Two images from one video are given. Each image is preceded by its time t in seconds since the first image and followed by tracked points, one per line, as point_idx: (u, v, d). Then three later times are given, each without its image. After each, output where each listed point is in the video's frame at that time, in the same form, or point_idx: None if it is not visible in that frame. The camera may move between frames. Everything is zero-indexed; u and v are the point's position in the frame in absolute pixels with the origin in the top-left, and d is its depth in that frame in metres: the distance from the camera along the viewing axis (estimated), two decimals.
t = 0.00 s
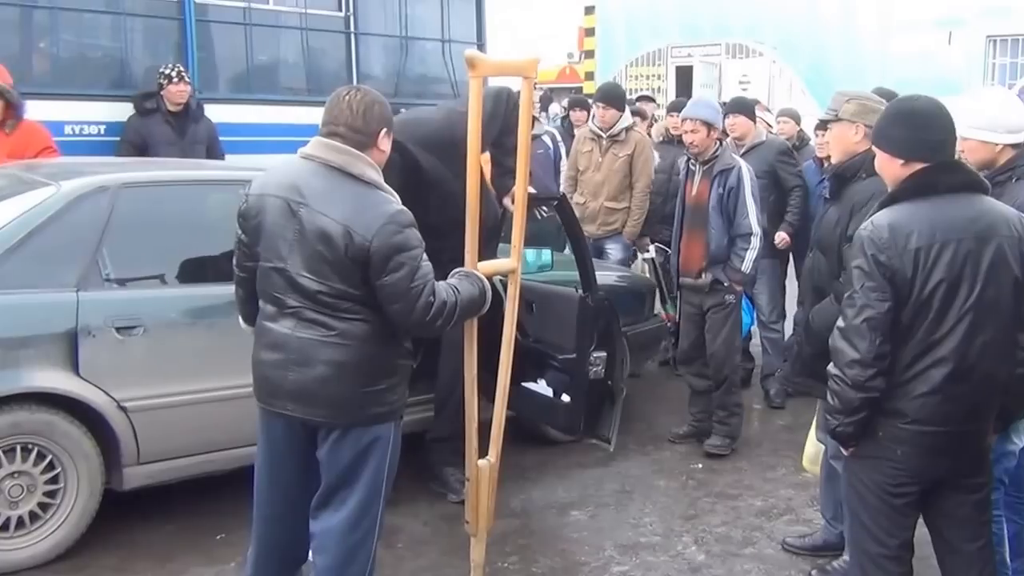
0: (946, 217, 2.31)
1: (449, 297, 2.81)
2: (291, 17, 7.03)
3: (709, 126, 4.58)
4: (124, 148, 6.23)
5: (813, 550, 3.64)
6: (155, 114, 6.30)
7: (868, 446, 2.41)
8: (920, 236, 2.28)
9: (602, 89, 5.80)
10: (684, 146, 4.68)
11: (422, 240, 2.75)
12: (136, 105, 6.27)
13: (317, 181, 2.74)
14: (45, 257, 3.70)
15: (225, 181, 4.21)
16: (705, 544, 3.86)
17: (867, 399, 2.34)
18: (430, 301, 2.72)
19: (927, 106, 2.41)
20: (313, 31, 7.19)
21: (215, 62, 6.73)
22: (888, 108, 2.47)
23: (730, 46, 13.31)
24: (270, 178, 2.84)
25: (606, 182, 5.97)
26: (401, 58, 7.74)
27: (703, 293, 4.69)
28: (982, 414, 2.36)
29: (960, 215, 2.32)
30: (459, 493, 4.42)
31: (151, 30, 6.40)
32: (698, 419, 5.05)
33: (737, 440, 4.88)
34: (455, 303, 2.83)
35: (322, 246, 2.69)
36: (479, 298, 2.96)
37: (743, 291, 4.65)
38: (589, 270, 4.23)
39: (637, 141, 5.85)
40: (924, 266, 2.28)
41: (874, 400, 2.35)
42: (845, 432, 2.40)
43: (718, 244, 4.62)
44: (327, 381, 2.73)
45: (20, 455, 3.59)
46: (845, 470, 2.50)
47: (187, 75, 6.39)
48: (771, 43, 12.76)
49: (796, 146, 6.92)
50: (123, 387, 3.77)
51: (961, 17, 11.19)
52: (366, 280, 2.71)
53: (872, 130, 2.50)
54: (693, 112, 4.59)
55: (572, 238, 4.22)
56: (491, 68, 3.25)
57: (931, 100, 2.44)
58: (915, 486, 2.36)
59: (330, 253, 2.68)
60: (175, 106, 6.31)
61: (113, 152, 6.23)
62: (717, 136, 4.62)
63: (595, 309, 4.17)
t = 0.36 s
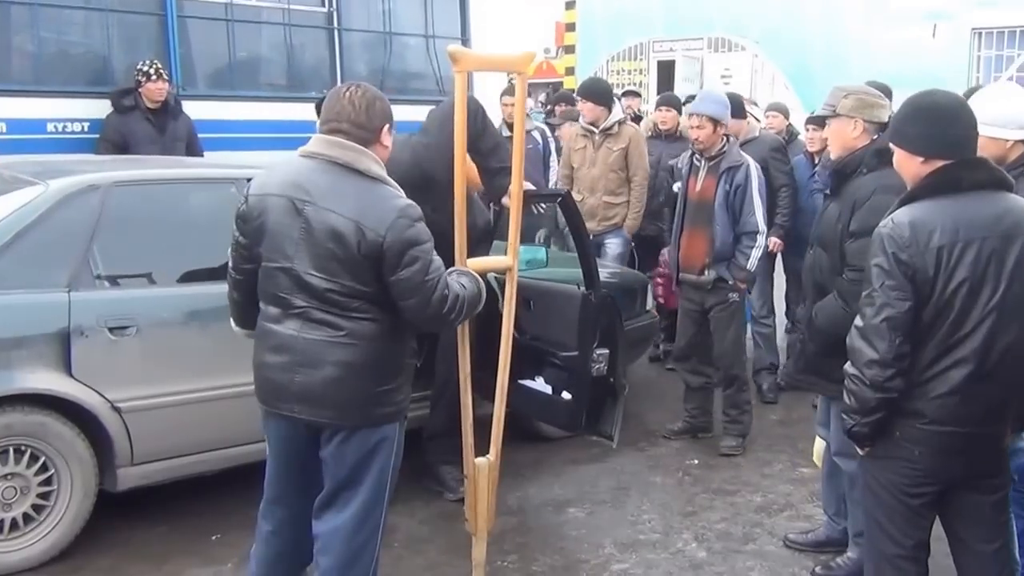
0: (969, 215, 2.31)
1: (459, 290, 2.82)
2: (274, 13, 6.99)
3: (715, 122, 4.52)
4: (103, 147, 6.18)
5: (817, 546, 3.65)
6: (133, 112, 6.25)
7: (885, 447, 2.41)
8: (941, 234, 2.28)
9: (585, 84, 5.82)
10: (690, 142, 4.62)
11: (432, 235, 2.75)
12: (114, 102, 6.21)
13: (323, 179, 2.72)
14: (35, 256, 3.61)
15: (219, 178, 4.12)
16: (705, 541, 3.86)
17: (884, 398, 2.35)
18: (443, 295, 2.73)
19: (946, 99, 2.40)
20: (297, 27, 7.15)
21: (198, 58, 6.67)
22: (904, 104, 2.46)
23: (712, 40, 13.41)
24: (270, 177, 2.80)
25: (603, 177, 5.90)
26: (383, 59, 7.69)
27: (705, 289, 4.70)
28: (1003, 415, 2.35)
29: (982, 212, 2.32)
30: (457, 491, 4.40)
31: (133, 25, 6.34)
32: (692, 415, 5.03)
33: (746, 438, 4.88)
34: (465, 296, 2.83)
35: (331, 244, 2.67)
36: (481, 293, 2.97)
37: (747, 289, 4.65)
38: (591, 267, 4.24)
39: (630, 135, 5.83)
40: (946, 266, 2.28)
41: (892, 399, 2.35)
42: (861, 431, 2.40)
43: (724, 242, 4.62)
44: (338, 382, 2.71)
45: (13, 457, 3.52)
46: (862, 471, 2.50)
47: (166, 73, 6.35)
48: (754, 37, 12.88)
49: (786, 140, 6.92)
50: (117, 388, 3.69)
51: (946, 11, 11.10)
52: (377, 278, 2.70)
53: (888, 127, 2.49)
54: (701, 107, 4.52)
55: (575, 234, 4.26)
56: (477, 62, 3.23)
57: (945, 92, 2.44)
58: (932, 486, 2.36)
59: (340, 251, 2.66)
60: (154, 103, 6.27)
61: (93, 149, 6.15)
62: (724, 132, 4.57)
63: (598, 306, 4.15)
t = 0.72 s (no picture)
0: (996, 206, 2.31)
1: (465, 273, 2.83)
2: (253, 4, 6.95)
3: (730, 116, 4.49)
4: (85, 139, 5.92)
5: (813, 537, 3.69)
6: (115, 103, 5.99)
7: (903, 439, 2.41)
8: (967, 224, 2.28)
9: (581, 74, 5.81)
10: (703, 136, 4.59)
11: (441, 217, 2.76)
12: (96, 93, 5.98)
13: (331, 165, 2.71)
14: (26, 249, 3.56)
15: (208, 171, 4.07)
16: (702, 532, 3.89)
17: (906, 390, 2.34)
18: (453, 276, 2.74)
19: (959, 85, 2.43)
20: (276, 17, 7.13)
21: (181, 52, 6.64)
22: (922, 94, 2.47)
23: (688, 31, 13.45)
24: (274, 166, 2.78)
25: (600, 168, 5.89)
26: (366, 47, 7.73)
27: (719, 286, 4.65)
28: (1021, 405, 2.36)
29: (1008, 202, 2.34)
30: (451, 483, 4.40)
31: (114, 15, 6.28)
32: (683, 408, 5.05)
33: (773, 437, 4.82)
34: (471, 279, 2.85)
35: (341, 229, 2.65)
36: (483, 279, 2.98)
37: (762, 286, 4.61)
38: (586, 258, 4.20)
39: (629, 124, 5.81)
40: (971, 257, 2.28)
41: (913, 391, 2.35)
42: (880, 423, 2.41)
43: (740, 239, 4.57)
44: (345, 369, 2.69)
45: (6, 452, 3.48)
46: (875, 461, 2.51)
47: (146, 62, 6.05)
48: (732, 26, 12.87)
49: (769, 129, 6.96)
50: (110, 383, 3.65)
51: None
52: (385, 262, 2.69)
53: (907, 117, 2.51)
54: (714, 100, 4.48)
55: (572, 225, 4.15)
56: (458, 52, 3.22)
57: (956, 81, 2.47)
58: (948, 477, 2.37)
59: (350, 235, 2.65)
60: (134, 95, 5.99)
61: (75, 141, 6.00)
62: (738, 126, 4.54)
63: (594, 298, 4.16)
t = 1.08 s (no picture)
0: (1010, 191, 2.40)
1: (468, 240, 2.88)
2: None
3: (747, 104, 4.55)
4: (67, 122, 5.83)
5: (803, 520, 3.82)
6: (98, 87, 5.92)
7: (912, 421, 2.48)
8: (984, 210, 2.36)
9: (596, 60, 5.81)
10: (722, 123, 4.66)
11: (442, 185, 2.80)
12: (80, 76, 5.93)
13: (333, 141, 2.73)
14: (17, 235, 3.52)
15: (198, 156, 4.05)
16: (692, 516, 3.96)
17: (920, 373, 2.41)
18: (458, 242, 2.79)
19: (953, 69, 2.51)
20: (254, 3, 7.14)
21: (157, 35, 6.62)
22: (929, 82, 2.53)
23: (656, 15, 13.68)
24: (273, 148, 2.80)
25: (606, 157, 5.92)
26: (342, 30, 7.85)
27: (732, 275, 4.72)
28: None
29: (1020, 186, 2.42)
30: (439, 470, 4.41)
31: None
32: (684, 395, 5.05)
33: (755, 424, 4.89)
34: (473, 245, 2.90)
35: (349, 201, 2.69)
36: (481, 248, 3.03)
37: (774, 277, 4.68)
38: (579, 243, 4.25)
39: (638, 114, 5.81)
40: (988, 242, 2.36)
41: (926, 374, 2.42)
42: (892, 407, 2.47)
43: (757, 228, 4.62)
44: (358, 341, 2.72)
45: None
46: (883, 443, 2.58)
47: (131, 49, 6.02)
48: (698, 11, 13.21)
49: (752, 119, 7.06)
50: (103, 369, 3.62)
51: None
52: (391, 231, 2.72)
53: (917, 105, 2.56)
54: (730, 87, 4.54)
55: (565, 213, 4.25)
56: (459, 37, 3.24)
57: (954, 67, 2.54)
58: (958, 457, 2.44)
59: (358, 207, 2.69)
60: (119, 79, 5.93)
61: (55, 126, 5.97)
62: (755, 114, 4.59)
63: (585, 283, 4.18)
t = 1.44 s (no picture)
0: (1002, 177, 2.46)
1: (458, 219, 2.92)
2: None
3: (723, 89, 4.62)
4: (46, 108, 5.91)
5: (789, 505, 3.93)
6: (80, 72, 5.97)
7: (908, 406, 2.55)
8: (977, 196, 2.42)
9: (586, 47, 5.83)
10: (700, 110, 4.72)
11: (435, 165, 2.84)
12: (61, 61, 5.96)
13: (331, 122, 2.74)
14: (5, 221, 3.49)
15: (184, 142, 4.02)
16: (679, 502, 4.03)
17: (917, 358, 2.48)
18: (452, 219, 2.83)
19: (939, 59, 2.57)
20: None
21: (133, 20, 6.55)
22: (917, 72, 2.59)
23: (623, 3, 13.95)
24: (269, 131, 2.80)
25: (595, 144, 5.93)
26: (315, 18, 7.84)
27: (716, 263, 4.77)
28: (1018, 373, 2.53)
29: (1014, 170, 2.49)
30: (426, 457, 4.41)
31: None
32: (678, 387, 5.04)
33: (737, 410, 4.99)
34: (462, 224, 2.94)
35: (349, 179, 2.70)
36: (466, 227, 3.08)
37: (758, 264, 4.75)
38: (565, 231, 4.28)
39: (626, 101, 5.84)
40: (981, 227, 2.42)
41: (923, 358, 2.48)
42: (888, 390, 2.54)
43: (739, 215, 4.68)
44: (360, 319, 2.73)
45: None
46: (879, 427, 2.64)
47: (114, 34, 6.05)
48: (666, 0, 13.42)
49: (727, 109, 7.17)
50: (92, 357, 3.60)
51: None
52: (390, 209, 2.75)
53: (904, 95, 2.61)
54: (708, 73, 4.63)
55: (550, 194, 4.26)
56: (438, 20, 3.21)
57: (938, 58, 2.60)
58: (953, 441, 2.53)
59: (359, 184, 2.70)
60: (101, 65, 5.97)
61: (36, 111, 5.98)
62: (732, 99, 4.66)
63: (571, 271, 4.23)
